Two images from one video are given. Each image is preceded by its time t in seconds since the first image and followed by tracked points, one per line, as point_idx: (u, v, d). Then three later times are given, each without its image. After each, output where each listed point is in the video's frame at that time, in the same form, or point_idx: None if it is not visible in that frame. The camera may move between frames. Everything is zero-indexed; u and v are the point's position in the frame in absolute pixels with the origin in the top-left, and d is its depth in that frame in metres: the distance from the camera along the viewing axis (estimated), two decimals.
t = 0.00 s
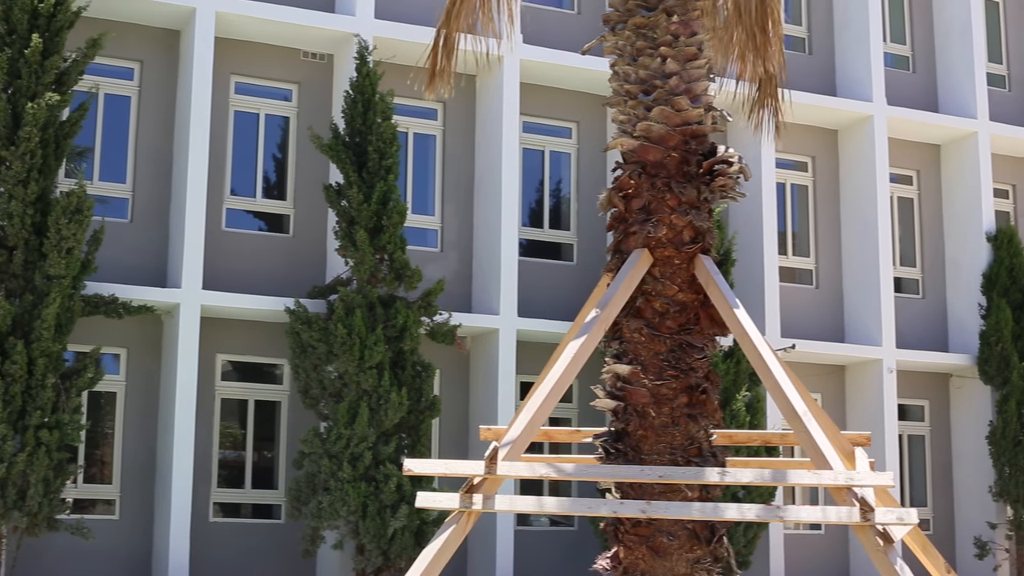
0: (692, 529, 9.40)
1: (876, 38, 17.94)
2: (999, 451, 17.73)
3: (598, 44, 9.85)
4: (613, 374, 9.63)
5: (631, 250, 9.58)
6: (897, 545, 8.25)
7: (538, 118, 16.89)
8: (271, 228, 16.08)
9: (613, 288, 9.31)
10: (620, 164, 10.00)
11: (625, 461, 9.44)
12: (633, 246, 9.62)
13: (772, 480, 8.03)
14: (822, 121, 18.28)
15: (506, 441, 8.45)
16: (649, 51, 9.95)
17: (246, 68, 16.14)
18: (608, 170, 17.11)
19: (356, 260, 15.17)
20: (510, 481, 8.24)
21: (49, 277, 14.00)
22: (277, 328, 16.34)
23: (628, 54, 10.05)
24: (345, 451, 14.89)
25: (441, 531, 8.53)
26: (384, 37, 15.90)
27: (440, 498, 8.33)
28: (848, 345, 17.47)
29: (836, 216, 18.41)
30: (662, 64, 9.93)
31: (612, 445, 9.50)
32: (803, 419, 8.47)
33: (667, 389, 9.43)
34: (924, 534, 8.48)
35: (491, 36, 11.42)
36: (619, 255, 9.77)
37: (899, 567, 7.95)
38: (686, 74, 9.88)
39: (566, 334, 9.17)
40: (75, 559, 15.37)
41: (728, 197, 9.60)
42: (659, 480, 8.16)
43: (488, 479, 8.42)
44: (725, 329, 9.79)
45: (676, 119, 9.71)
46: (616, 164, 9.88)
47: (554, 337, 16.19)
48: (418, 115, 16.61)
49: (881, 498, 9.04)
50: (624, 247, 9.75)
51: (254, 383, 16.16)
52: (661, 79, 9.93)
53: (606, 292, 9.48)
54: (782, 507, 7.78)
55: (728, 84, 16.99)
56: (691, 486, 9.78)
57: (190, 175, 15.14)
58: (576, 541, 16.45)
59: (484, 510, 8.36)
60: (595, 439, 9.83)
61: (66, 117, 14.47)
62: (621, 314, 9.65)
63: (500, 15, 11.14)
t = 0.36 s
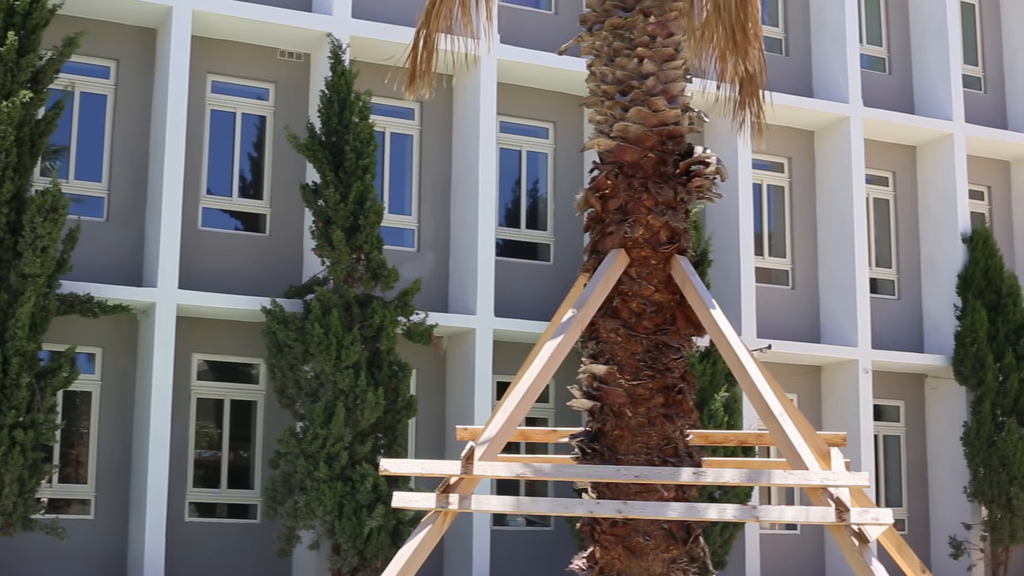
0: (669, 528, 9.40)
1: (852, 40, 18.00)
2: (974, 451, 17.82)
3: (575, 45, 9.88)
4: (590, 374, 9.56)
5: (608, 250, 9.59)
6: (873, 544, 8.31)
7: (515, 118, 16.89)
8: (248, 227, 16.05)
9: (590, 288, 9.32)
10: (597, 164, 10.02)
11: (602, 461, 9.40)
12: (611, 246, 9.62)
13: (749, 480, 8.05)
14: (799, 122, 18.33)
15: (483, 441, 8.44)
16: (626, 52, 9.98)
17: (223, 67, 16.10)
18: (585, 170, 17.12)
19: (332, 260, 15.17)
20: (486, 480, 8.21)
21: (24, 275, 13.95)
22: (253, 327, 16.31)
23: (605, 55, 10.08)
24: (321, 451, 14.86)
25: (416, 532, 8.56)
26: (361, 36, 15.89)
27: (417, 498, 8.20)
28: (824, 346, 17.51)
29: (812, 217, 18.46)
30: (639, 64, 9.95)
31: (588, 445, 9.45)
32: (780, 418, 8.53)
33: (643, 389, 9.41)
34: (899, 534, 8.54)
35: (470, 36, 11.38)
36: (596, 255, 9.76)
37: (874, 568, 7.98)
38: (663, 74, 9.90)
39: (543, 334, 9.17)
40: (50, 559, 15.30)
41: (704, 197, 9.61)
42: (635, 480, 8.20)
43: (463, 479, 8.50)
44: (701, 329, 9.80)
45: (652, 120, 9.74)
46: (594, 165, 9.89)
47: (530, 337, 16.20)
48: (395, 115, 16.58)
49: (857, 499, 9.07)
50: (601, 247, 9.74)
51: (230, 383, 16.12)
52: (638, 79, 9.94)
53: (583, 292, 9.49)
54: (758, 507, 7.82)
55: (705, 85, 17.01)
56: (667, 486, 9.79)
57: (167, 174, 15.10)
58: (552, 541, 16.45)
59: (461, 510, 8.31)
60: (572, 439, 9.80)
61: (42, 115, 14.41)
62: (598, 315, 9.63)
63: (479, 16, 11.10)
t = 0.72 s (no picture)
0: (642, 528, 9.41)
1: (826, 41, 18.04)
2: (946, 451, 17.91)
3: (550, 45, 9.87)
4: (564, 374, 9.57)
5: (582, 250, 9.58)
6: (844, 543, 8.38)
7: (488, 117, 16.87)
8: (221, 226, 16.01)
9: (564, 288, 9.31)
10: (571, 164, 10.03)
11: (575, 461, 9.43)
12: (584, 246, 9.63)
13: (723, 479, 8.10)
14: (774, 124, 18.37)
15: (456, 440, 8.43)
16: (601, 52, 9.98)
17: (197, 65, 16.05)
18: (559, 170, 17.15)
19: (306, 259, 15.16)
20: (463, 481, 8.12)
21: None
22: (226, 326, 16.27)
23: (580, 55, 10.08)
24: (294, 450, 14.83)
25: (389, 532, 8.55)
26: (336, 35, 15.86)
27: (389, 498, 8.25)
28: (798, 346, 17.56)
29: (786, 218, 18.51)
30: (614, 64, 9.96)
31: (561, 445, 9.49)
32: (753, 419, 8.57)
33: (617, 389, 9.42)
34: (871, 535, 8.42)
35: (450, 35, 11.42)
36: (570, 255, 9.75)
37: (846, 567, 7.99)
38: (638, 75, 9.91)
39: (517, 334, 9.16)
40: (20, 559, 15.22)
41: (679, 197, 9.63)
42: (609, 480, 8.25)
43: (436, 478, 8.49)
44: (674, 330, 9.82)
45: (627, 120, 9.74)
46: (568, 165, 9.91)
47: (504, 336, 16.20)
48: (371, 114, 16.56)
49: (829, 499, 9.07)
50: (575, 247, 9.74)
51: (203, 382, 16.08)
52: (613, 80, 9.95)
53: (556, 292, 9.50)
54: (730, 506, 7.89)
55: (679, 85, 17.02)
56: (640, 486, 9.80)
57: (140, 172, 15.04)
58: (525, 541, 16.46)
59: (433, 510, 8.31)
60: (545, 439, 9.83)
61: (14, 112, 14.33)
62: (572, 314, 9.63)
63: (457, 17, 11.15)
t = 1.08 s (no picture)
0: (612, 528, 9.43)
1: (798, 42, 18.10)
2: (917, 451, 18.03)
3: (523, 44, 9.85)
4: (535, 374, 9.57)
5: (554, 250, 9.61)
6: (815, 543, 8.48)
7: (459, 117, 16.85)
8: (193, 224, 15.96)
9: (536, 288, 9.35)
10: (543, 164, 10.00)
11: (546, 461, 9.42)
12: (556, 246, 9.65)
13: (693, 480, 8.26)
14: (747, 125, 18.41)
15: (428, 441, 8.54)
16: (573, 52, 9.99)
17: (168, 63, 15.99)
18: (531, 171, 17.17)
19: (278, 259, 15.12)
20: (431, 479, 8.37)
21: None
22: (197, 325, 16.23)
23: (552, 55, 10.08)
24: (265, 450, 14.80)
25: (361, 532, 8.63)
26: (308, 34, 15.84)
27: (361, 497, 8.38)
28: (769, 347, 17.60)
29: (758, 219, 18.55)
30: (586, 64, 9.97)
31: (533, 444, 9.48)
32: (724, 419, 8.62)
33: (588, 389, 9.44)
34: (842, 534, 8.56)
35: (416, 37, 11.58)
36: (542, 255, 9.78)
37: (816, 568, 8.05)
38: (610, 75, 9.93)
39: (489, 333, 9.23)
40: None
41: (651, 198, 9.67)
42: (580, 480, 8.35)
43: (408, 478, 8.64)
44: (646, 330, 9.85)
45: (599, 120, 9.75)
46: (540, 165, 9.88)
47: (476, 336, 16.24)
48: (343, 113, 16.55)
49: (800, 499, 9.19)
50: (547, 247, 9.76)
51: (174, 381, 16.03)
52: (585, 80, 9.96)
53: (529, 292, 9.53)
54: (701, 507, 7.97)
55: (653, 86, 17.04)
56: (611, 486, 9.77)
57: (111, 170, 14.97)
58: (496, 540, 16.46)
59: (404, 510, 8.41)
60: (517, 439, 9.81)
61: None
62: (544, 314, 9.65)
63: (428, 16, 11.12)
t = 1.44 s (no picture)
0: (582, 528, 9.39)
1: (769, 44, 18.17)
2: (885, 451, 18.13)
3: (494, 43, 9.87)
4: (505, 374, 9.54)
5: (524, 250, 9.56)
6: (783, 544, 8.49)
7: (427, 116, 16.83)
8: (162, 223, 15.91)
9: (505, 288, 9.31)
10: (514, 164, 10.01)
11: (516, 461, 9.35)
12: (527, 246, 9.61)
13: (660, 479, 8.28)
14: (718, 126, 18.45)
15: (397, 441, 8.47)
16: (545, 52, 10.02)
17: (139, 61, 15.94)
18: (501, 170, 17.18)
19: (247, 257, 15.05)
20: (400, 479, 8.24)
21: None
22: (166, 324, 16.19)
23: (523, 55, 10.10)
24: (234, 449, 14.76)
25: (329, 532, 8.50)
26: (279, 32, 15.80)
27: (330, 497, 8.24)
28: (738, 347, 17.64)
29: (727, 219, 18.60)
30: (557, 65, 9.99)
31: (503, 444, 9.41)
32: (694, 419, 8.49)
33: (558, 389, 9.39)
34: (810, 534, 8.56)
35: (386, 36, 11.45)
36: (512, 255, 9.74)
37: (785, 567, 8.04)
38: (581, 75, 9.95)
39: (458, 333, 9.19)
40: None
41: (621, 198, 9.65)
42: (550, 480, 8.34)
43: (377, 478, 8.56)
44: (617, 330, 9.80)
45: (570, 120, 9.79)
46: (511, 164, 9.88)
47: (444, 335, 16.24)
48: (311, 112, 16.49)
49: (769, 500, 9.15)
50: (517, 247, 9.72)
51: (143, 380, 15.98)
52: (556, 80, 9.99)
53: (498, 292, 9.48)
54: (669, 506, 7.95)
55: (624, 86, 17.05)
56: (580, 487, 9.74)
57: (80, 169, 14.90)
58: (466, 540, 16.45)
59: (373, 510, 8.30)
60: (487, 438, 9.75)
61: None
62: (514, 314, 9.59)
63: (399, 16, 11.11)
